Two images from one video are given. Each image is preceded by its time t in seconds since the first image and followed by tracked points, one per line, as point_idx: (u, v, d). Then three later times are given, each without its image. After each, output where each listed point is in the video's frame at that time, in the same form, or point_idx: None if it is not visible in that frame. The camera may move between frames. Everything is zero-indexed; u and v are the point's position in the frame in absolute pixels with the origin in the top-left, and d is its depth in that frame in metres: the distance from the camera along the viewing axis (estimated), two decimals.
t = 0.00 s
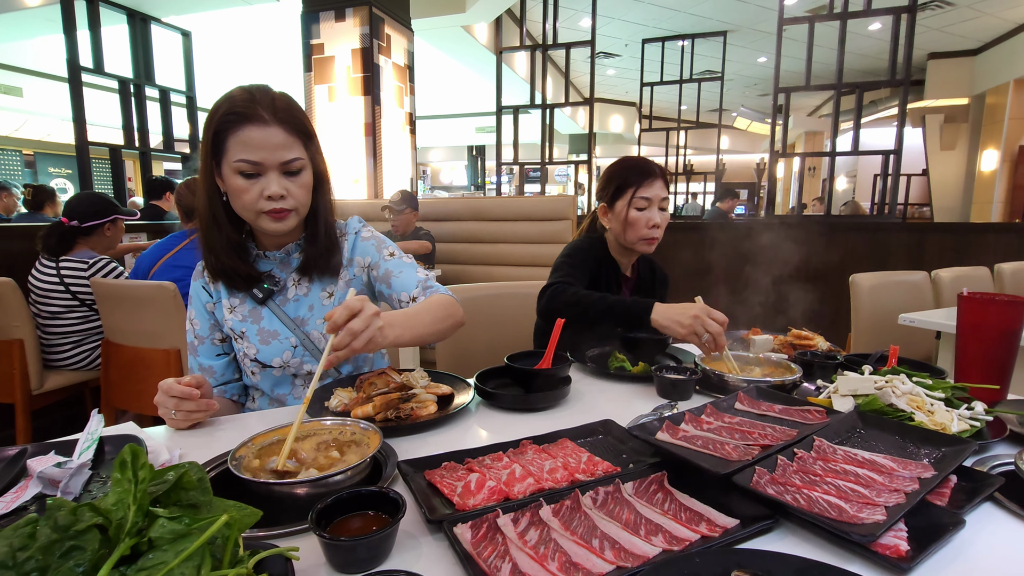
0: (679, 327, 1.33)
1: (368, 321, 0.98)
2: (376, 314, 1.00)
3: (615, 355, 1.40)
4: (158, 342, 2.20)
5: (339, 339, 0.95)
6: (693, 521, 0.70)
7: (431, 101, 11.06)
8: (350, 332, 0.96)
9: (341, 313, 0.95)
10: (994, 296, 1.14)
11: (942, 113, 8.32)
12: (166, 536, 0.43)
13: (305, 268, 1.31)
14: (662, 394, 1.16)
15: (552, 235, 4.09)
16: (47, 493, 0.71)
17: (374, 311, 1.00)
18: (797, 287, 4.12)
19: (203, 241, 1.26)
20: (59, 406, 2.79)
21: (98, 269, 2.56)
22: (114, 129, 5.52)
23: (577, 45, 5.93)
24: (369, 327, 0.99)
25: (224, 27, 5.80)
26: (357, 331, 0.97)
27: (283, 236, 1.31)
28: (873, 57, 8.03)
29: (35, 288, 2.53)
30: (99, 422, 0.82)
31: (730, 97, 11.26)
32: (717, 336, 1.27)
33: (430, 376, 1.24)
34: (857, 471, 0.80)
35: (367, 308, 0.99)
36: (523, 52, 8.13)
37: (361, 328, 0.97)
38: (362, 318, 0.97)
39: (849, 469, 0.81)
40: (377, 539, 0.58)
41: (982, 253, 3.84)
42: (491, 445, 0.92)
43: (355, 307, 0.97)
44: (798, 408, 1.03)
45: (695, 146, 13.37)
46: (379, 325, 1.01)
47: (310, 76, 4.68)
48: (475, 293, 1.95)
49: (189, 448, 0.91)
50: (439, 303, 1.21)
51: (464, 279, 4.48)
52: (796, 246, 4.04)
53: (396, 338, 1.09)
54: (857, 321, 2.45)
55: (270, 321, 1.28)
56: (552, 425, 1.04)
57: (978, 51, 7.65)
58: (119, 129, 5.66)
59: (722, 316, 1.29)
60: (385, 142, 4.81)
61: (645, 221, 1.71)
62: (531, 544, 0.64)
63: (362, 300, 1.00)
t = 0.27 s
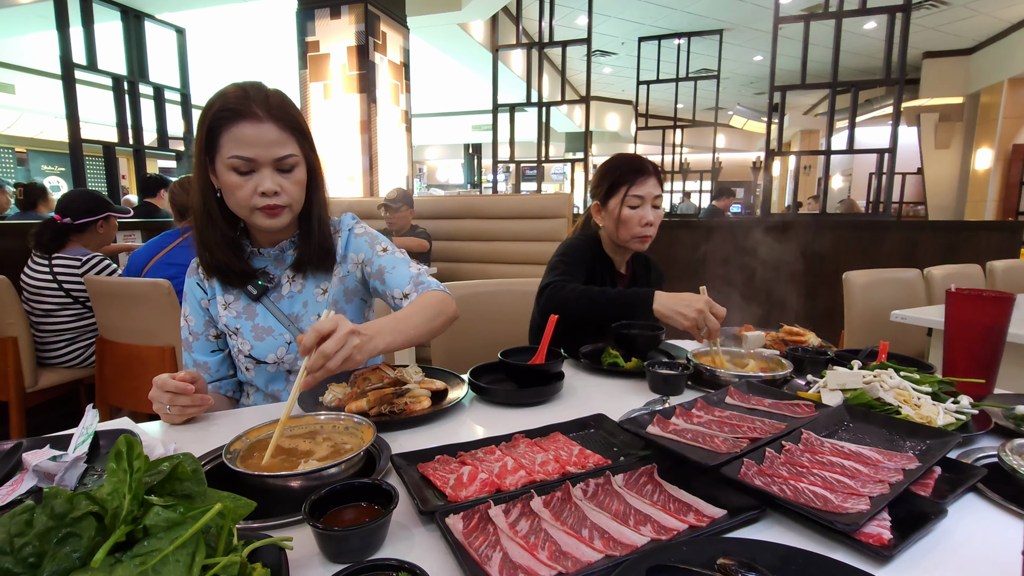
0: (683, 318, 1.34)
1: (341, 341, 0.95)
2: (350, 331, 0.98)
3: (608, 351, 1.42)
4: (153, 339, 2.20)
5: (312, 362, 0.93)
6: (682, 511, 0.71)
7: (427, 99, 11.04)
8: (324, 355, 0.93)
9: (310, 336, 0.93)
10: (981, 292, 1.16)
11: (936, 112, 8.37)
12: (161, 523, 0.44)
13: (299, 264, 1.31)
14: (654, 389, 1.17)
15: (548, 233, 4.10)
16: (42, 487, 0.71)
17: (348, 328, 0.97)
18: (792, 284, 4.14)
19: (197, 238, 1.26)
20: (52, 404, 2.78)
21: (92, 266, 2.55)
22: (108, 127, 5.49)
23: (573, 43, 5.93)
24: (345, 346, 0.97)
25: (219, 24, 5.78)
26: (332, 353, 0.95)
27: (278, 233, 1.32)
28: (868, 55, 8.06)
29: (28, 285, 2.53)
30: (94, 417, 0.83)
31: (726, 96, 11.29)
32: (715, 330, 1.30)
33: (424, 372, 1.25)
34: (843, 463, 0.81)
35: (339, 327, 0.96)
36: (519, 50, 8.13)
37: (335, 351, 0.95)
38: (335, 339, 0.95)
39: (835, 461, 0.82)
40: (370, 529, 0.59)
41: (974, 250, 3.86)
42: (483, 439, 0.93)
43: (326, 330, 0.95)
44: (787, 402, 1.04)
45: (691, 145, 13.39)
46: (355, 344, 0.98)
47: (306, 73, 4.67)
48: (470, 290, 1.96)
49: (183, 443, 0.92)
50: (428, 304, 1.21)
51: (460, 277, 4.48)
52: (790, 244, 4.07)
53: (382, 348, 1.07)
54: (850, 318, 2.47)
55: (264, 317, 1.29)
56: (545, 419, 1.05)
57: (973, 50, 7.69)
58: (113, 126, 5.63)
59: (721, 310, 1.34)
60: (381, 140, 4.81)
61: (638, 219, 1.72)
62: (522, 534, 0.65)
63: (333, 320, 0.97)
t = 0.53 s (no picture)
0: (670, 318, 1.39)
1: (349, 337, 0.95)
2: (355, 325, 0.97)
3: (598, 345, 1.43)
4: (145, 336, 2.20)
5: (323, 361, 0.93)
6: (663, 497, 0.73)
7: (422, 98, 11.03)
8: (334, 352, 0.94)
9: (317, 335, 0.93)
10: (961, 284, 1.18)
11: (927, 112, 8.44)
12: (147, 504, 0.45)
13: (290, 259, 1.32)
14: (641, 381, 1.19)
15: (542, 231, 4.11)
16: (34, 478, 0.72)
17: (353, 320, 0.97)
18: (784, 282, 4.18)
19: (187, 232, 1.27)
20: (44, 402, 2.78)
21: (84, 264, 2.54)
22: (100, 125, 5.47)
23: (567, 42, 5.93)
24: (354, 338, 0.97)
25: (212, 22, 5.75)
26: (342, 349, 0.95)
27: (269, 227, 1.32)
28: (860, 55, 8.13)
29: (19, 283, 2.52)
30: (85, 409, 0.83)
31: (720, 95, 11.35)
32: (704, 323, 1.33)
33: (415, 365, 1.26)
34: (822, 450, 0.83)
35: (344, 322, 0.96)
36: (514, 49, 8.14)
37: (345, 344, 0.95)
38: (342, 332, 0.94)
39: (815, 449, 0.84)
40: (356, 514, 0.61)
41: (963, 247, 3.91)
42: (472, 429, 0.94)
43: (331, 327, 0.94)
44: (771, 393, 1.06)
45: (685, 144, 13.44)
46: (363, 334, 0.98)
47: (299, 71, 4.67)
48: (462, 287, 1.97)
49: (174, 435, 0.93)
50: (425, 294, 1.23)
51: (454, 275, 4.49)
52: (781, 241, 4.10)
53: (390, 332, 1.08)
54: (839, 314, 2.50)
55: (255, 312, 1.30)
56: (534, 411, 1.07)
57: (963, 50, 7.76)
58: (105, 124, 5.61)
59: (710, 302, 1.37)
60: (375, 138, 4.80)
61: (631, 216, 1.74)
62: (506, 519, 0.67)
63: (336, 317, 0.97)
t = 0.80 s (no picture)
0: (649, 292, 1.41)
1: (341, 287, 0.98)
2: (347, 277, 1.01)
3: (589, 338, 1.45)
4: (139, 333, 2.20)
5: (319, 311, 0.96)
6: (649, 481, 0.75)
7: (416, 98, 11.03)
8: (328, 302, 0.96)
9: (311, 288, 0.97)
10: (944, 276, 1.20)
11: (916, 112, 8.54)
12: (142, 482, 0.46)
13: (284, 255, 1.33)
14: (631, 373, 1.21)
15: (536, 229, 4.13)
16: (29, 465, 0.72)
17: (344, 273, 1.01)
18: (775, 280, 4.22)
19: (181, 228, 1.27)
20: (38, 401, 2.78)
21: (77, 262, 2.54)
22: (93, 125, 5.44)
23: (561, 42, 5.94)
24: (346, 291, 0.99)
25: (204, 21, 5.74)
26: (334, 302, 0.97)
27: (262, 223, 1.33)
28: (850, 56, 8.21)
29: (12, 281, 2.51)
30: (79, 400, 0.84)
31: (713, 95, 11.42)
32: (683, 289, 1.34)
33: (407, 358, 1.27)
34: (804, 436, 0.85)
35: (336, 274, 0.99)
36: (508, 49, 8.16)
37: (337, 296, 0.97)
38: (334, 281, 0.97)
39: (797, 434, 0.86)
40: (348, 496, 0.62)
41: (950, 245, 3.96)
42: (465, 418, 0.96)
43: (323, 278, 0.98)
44: (756, 382, 1.09)
45: (679, 144, 13.52)
46: (355, 287, 1.01)
47: (293, 71, 4.66)
48: (456, 283, 1.98)
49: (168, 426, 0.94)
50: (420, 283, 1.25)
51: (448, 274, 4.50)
52: (772, 240, 4.15)
53: (383, 293, 1.11)
54: (828, 309, 2.53)
55: (249, 306, 1.30)
56: (525, 400, 1.09)
57: (952, 51, 7.86)
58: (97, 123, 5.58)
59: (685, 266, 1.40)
60: (369, 137, 4.81)
61: (625, 214, 1.76)
62: (495, 501, 0.68)
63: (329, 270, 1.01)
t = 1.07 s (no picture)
0: (660, 287, 1.45)
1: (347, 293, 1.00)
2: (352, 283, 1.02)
3: (582, 338, 1.48)
4: (137, 335, 2.22)
5: (324, 319, 0.96)
6: (638, 474, 0.78)
7: (412, 99, 11.04)
8: (331, 308, 0.97)
9: (315, 293, 0.97)
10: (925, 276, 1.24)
11: (908, 113, 8.61)
12: (153, 476, 0.48)
13: (282, 256, 1.35)
14: (622, 371, 1.24)
15: (531, 230, 4.16)
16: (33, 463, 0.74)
17: (348, 281, 1.01)
18: (768, 279, 4.27)
19: (181, 230, 1.29)
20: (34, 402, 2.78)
21: (74, 263, 2.55)
22: (87, 126, 5.43)
23: (556, 43, 5.98)
24: (351, 297, 1.00)
25: (199, 22, 5.73)
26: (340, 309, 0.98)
27: (261, 225, 1.36)
28: (842, 57, 8.29)
29: (8, 282, 2.52)
30: (83, 401, 0.86)
31: (707, 96, 11.49)
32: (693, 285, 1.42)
33: (403, 358, 1.30)
34: (787, 431, 0.88)
35: (340, 281, 1.00)
36: (502, 50, 8.19)
37: (341, 302, 0.98)
38: (338, 288, 0.98)
39: (781, 430, 0.89)
40: (347, 491, 0.65)
41: (939, 245, 4.02)
42: (460, 416, 0.98)
43: (327, 285, 0.99)
44: (743, 380, 1.12)
45: (673, 144, 13.59)
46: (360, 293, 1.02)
47: (288, 72, 4.67)
48: (451, 284, 2.01)
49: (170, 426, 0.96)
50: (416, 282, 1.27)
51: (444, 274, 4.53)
52: (765, 240, 4.19)
53: (388, 300, 1.13)
54: (819, 309, 2.58)
55: (249, 308, 1.33)
56: (519, 399, 1.12)
57: (942, 52, 7.95)
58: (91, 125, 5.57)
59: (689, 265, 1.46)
60: (364, 139, 4.83)
61: (619, 216, 1.79)
62: (489, 495, 0.71)
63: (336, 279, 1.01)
